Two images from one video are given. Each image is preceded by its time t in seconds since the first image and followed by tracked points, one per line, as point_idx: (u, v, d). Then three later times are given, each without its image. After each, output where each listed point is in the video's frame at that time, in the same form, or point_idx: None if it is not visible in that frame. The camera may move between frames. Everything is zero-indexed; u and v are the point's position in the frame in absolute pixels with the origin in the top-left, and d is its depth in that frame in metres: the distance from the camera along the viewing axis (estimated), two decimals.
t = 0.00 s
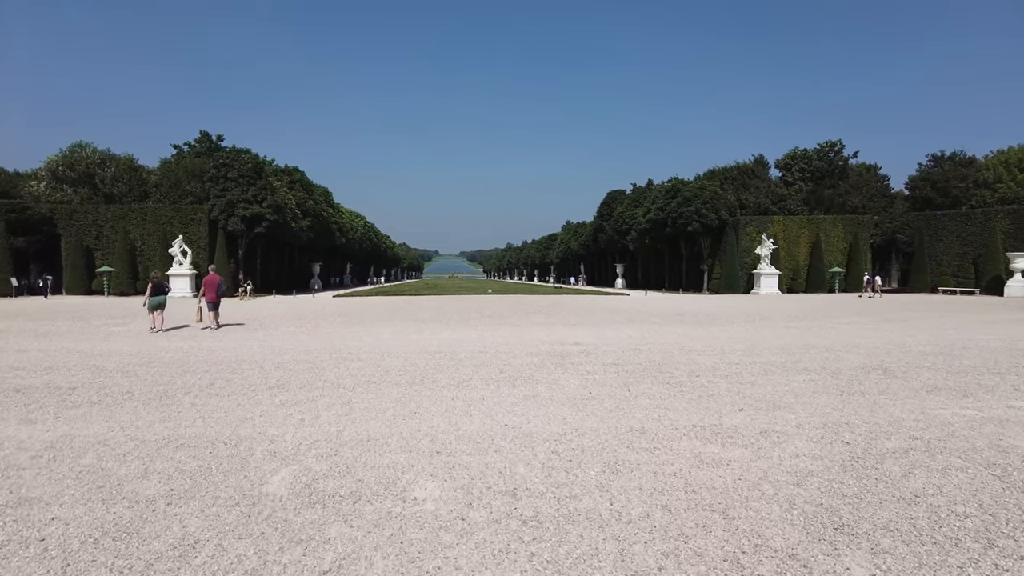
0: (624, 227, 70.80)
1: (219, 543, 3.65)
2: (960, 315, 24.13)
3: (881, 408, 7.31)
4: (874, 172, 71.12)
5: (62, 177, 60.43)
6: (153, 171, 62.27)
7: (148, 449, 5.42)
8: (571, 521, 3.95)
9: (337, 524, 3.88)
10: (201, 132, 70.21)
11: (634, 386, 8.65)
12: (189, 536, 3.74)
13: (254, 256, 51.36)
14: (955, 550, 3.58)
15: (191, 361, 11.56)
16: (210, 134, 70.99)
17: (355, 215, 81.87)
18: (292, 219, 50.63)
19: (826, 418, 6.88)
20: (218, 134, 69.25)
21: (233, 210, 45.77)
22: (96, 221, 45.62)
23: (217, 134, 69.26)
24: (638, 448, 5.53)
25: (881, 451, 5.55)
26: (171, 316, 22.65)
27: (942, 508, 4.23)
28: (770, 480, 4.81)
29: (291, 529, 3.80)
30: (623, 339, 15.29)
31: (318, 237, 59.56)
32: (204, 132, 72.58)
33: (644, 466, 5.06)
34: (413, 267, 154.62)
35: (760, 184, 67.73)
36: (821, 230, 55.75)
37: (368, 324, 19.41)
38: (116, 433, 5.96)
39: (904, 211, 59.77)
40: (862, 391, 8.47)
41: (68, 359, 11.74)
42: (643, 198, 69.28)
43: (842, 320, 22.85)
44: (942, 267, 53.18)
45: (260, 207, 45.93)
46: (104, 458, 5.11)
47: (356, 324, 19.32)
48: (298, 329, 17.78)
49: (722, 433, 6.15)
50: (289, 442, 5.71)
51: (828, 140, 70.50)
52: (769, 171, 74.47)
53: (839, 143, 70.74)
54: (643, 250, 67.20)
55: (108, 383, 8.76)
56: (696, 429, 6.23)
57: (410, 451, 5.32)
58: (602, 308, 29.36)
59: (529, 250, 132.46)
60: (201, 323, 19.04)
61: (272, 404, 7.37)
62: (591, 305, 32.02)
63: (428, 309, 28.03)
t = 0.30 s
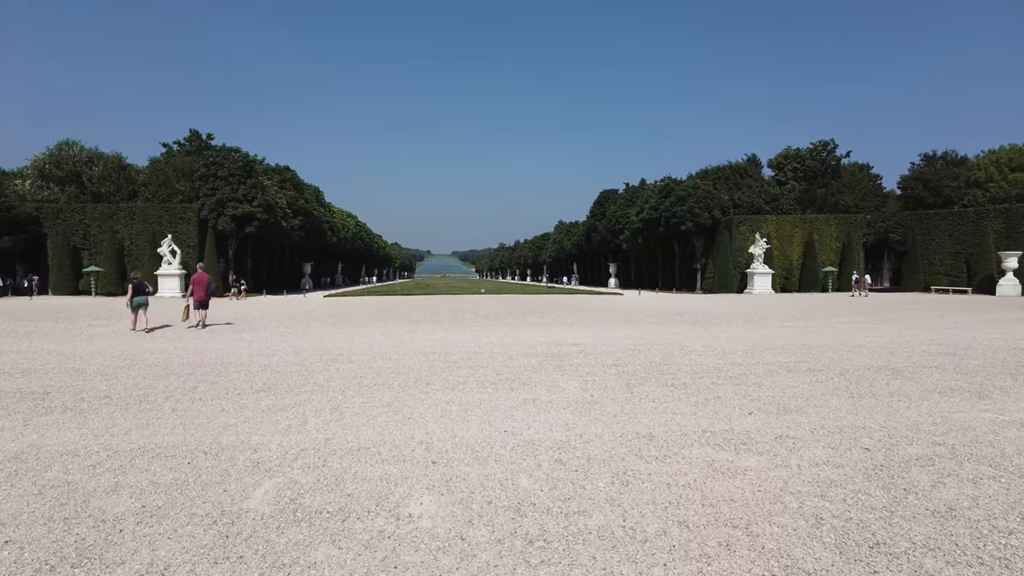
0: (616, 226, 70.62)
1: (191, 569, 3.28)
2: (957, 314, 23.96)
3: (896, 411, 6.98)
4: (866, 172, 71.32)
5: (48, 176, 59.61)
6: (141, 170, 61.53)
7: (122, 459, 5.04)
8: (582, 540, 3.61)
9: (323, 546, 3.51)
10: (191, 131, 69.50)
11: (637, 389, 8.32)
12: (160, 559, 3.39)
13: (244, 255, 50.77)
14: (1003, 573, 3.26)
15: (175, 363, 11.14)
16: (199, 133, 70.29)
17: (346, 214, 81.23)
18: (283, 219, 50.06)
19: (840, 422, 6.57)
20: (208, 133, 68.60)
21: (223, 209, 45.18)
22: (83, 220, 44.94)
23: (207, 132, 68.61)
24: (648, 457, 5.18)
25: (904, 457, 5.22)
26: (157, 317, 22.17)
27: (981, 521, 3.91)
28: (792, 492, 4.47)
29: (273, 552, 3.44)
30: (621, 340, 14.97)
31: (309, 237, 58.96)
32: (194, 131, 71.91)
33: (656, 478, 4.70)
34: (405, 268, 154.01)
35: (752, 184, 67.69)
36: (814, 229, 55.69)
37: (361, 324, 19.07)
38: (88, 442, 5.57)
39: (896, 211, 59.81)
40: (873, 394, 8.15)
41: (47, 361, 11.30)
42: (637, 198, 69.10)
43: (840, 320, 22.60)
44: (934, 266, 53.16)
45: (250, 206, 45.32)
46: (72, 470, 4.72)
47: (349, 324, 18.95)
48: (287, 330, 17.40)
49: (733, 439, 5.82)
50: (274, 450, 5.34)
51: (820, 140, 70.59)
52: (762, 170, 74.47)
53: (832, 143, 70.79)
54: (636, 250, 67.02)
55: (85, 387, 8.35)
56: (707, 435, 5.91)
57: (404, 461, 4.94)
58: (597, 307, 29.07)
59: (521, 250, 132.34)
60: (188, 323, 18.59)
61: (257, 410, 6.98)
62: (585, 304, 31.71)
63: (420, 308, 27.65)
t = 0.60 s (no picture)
0: (613, 226, 70.32)
1: None
2: (958, 315, 23.72)
3: (915, 421, 6.66)
4: (863, 172, 71.22)
5: (39, 175, 58.95)
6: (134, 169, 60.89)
7: (94, 480, 4.66)
8: None
9: None
10: (184, 129, 68.95)
11: (641, 396, 7.98)
12: None
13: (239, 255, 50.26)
14: None
15: (161, 368, 10.74)
16: (193, 132, 69.69)
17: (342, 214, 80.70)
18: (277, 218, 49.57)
19: (858, 433, 6.24)
20: (201, 132, 68.05)
21: (217, 209, 44.65)
22: (75, 220, 44.39)
23: (200, 131, 68.07)
24: (659, 476, 4.84)
25: (933, 475, 4.89)
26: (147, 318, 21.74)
27: None
28: (817, 517, 4.14)
29: None
30: (621, 342, 14.63)
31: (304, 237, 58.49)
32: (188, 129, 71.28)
33: (670, 502, 4.35)
34: (401, 267, 153.51)
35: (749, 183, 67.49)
36: (811, 229, 55.50)
37: (355, 326, 18.69)
38: (59, 460, 5.18)
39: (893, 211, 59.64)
40: (887, 401, 7.82)
41: (27, 366, 10.88)
42: (633, 197, 68.81)
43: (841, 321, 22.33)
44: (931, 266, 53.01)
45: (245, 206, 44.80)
46: (38, 493, 4.35)
47: (343, 326, 18.57)
48: (278, 332, 17.03)
49: (748, 453, 5.48)
50: (260, 468, 4.99)
51: (817, 139, 70.48)
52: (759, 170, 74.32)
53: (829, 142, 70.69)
54: (633, 249, 66.74)
55: (62, 396, 7.93)
56: (720, 450, 5.57)
57: (398, 482, 4.59)
58: (594, 308, 28.73)
59: (517, 249, 131.99)
60: (177, 325, 18.15)
61: (243, 421, 6.60)
62: (583, 305, 31.36)
63: (416, 309, 27.26)
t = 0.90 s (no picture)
0: (612, 226, 70.04)
1: None
2: (963, 315, 23.45)
3: (941, 426, 6.32)
4: (863, 171, 71.05)
5: (34, 174, 58.48)
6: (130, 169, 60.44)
7: (71, 494, 4.32)
8: None
9: None
10: (181, 129, 68.54)
11: (652, 400, 7.65)
12: None
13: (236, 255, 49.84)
14: None
15: (151, 371, 10.38)
16: (190, 131, 69.27)
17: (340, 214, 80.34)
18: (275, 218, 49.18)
19: (883, 440, 5.91)
20: (198, 131, 67.65)
21: (214, 209, 44.20)
22: (71, 220, 43.98)
23: (198, 131, 67.66)
24: (679, 488, 4.52)
25: (972, 486, 4.56)
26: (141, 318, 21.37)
27: None
28: (854, 533, 3.82)
29: None
30: (625, 343, 14.31)
31: (302, 237, 58.12)
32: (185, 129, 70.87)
33: (694, 518, 4.02)
34: (399, 267, 152.89)
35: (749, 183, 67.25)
36: (811, 228, 55.25)
37: (353, 327, 18.35)
38: (35, 472, 4.82)
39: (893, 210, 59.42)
40: (908, 405, 7.49)
41: (14, 369, 10.55)
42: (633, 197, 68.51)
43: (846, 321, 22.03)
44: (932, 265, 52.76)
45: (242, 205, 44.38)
46: (8, 510, 4.00)
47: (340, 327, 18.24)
48: (274, 333, 16.69)
49: (771, 463, 5.16)
50: (252, 480, 4.66)
51: (817, 139, 70.29)
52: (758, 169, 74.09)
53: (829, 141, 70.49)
54: (632, 249, 66.46)
55: (47, 401, 7.60)
56: (742, 459, 5.24)
57: (400, 496, 4.25)
58: (595, 308, 28.40)
59: (516, 250, 131.68)
60: (171, 326, 17.82)
61: (234, 428, 6.25)
62: (583, 305, 31.03)
63: (415, 309, 26.92)
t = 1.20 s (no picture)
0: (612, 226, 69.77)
1: None
2: (969, 317, 23.15)
3: (975, 437, 5.98)
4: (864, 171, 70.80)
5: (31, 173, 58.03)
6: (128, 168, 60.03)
7: (47, 516, 3.96)
8: None
9: None
10: (179, 128, 68.12)
11: (666, 408, 7.30)
12: None
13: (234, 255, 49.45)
14: None
15: (145, 374, 10.02)
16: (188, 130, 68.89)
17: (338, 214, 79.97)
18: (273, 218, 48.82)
19: (919, 451, 5.56)
20: (197, 130, 67.23)
21: (212, 208, 43.79)
22: (67, 219, 43.58)
23: (196, 130, 67.24)
24: (708, 508, 4.18)
25: None
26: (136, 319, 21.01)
27: None
28: (905, 562, 3.48)
29: None
30: (631, 345, 13.96)
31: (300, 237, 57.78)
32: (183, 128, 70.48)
33: (730, 543, 3.68)
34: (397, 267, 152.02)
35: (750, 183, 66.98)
36: (812, 228, 54.97)
37: (351, 328, 17.99)
38: (12, 489, 4.47)
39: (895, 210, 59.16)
40: (936, 413, 7.13)
41: (2, 373, 10.20)
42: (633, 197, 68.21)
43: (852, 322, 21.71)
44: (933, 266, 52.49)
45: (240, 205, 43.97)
46: None
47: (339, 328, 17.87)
48: (271, 334, 16.31)
49: (803, 478, 4.82)
50: (247, 498, 4.31)
51: (818, 139, 70.05)
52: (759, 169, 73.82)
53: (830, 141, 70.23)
54: (632, 250, 66.18)
55: (33, 407, 7.25)
56: (771, 475, 4.90)
57: (407, 518, 3.90)
58: (597, 309, 28.07)
59: (515, 250, 131.33)
60: (167, 326, 17.46)
61: (229, 438, 5.90)
62: (585, 306, 30.70)
63: (414, 310, 26.58)
